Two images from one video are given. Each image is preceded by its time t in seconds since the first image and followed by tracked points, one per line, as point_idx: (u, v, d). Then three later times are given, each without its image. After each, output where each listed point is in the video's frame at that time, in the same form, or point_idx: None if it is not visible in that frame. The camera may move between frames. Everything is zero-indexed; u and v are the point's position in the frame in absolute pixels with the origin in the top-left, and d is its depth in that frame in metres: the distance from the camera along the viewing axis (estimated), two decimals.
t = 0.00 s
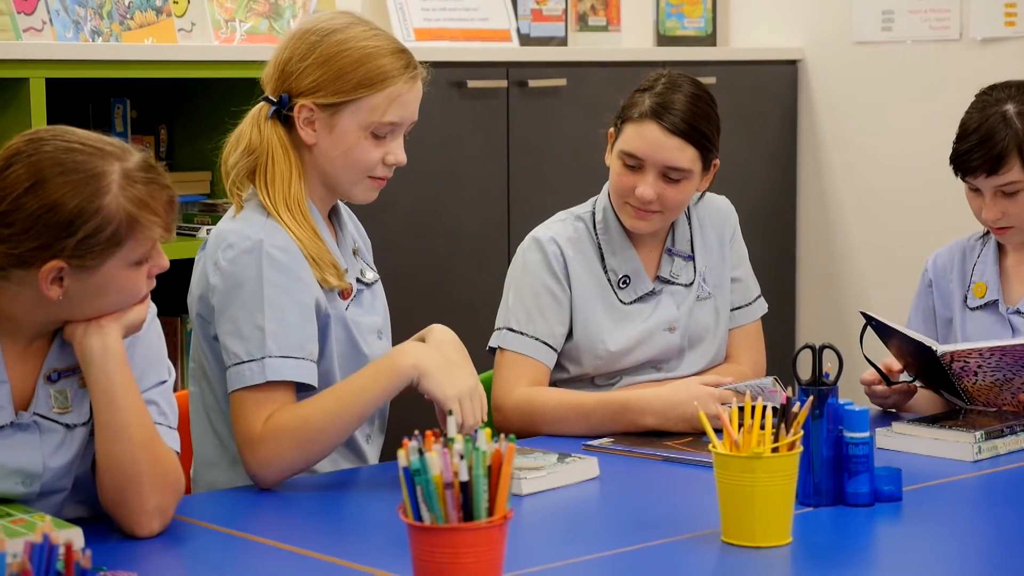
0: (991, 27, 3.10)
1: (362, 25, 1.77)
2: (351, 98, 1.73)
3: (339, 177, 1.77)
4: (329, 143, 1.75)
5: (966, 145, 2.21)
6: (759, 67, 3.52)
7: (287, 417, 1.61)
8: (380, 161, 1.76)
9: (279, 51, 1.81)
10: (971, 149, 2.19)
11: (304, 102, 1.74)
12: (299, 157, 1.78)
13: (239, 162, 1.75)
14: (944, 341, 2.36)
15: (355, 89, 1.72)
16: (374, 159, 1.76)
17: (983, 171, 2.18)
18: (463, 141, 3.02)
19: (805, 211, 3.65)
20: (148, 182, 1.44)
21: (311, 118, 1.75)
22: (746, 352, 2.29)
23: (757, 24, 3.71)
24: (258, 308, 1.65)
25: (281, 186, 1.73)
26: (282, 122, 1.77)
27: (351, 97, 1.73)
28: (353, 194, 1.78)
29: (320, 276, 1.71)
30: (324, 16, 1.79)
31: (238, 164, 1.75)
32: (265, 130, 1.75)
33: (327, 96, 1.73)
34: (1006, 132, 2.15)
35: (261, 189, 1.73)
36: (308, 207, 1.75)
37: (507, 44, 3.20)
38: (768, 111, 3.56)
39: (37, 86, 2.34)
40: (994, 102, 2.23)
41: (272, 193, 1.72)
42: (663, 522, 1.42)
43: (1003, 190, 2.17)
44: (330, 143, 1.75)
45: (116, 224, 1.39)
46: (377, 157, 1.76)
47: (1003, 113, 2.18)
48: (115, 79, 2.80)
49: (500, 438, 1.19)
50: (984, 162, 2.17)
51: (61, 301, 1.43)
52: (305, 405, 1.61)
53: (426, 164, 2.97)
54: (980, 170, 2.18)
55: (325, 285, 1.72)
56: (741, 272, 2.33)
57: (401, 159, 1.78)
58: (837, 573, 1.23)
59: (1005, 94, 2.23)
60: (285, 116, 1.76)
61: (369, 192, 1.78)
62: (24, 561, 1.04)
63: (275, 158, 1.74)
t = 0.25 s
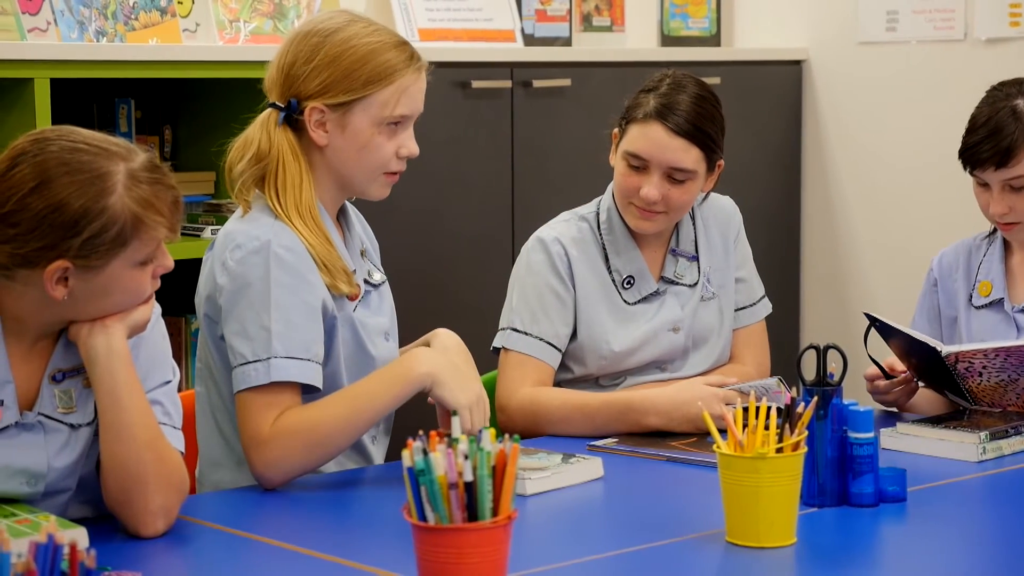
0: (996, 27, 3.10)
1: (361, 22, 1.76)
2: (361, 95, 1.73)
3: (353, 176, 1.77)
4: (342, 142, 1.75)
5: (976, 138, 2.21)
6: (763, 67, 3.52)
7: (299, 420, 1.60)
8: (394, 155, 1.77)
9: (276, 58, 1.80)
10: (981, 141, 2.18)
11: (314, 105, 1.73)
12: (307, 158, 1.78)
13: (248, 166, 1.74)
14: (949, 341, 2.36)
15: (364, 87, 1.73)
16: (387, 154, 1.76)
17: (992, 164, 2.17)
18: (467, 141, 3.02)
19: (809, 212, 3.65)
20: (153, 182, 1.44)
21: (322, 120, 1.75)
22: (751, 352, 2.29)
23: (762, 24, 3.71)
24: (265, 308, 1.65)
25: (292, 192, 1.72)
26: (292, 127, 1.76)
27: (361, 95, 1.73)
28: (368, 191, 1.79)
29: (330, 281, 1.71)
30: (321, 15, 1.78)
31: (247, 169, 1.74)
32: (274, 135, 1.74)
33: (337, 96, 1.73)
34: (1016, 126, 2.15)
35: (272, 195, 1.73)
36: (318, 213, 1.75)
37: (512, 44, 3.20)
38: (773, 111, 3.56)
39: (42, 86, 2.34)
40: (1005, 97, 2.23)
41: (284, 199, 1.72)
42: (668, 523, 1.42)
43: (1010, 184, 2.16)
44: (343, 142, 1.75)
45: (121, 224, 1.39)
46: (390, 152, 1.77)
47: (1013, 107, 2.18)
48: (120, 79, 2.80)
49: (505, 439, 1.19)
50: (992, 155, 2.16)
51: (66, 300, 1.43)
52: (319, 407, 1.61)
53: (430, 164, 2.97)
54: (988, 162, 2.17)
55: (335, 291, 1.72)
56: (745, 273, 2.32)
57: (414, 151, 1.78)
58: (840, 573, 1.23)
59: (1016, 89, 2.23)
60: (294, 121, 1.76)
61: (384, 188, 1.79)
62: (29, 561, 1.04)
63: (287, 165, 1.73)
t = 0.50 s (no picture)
0: (1002, 27, 3.10)
1: (359, 20, 1.76)
2: (371, 92, 1.73)
3: (366, 172, 1.77)
4: (356, 139, 1.75)
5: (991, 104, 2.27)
6: (769, 67, 3.52)
7: (313, 420, 1.60)
8: (406, 148, 1.78)
9: (274, 66, 1.80)
10: (993, 107, 2.24)
11: (325, 107, 1.73)
12: (316, 158, 1.78)
13: (260, 171, 1.73)
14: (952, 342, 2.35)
15: (373, 84, 1.73)
16: (401, 147, 1.77)
17: (999, 131, 2.23)
18: (473, 141, 3.02)
19: (815, 212, 3.65)
20: (159, 183, 1.44)
21: (334, 121, 1.75)
22: (757, 352, 2.29)
23: (767, 24, 3.71)
24: (273, 309, 1.65)
25: (306, 198, 1.72)
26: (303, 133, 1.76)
27: (372, 92, 1.73)
28: (382, 186, 1.79)
29: (340, 291, 1.72)
30: (317, 16, 1.78)
31: (258, 175, 1.73)
32: (287, 141, 1.73)
33: (347, 96, 1.73)
34: None
35: (286, 202, 1.72)
36: (330, 218, 1.75)
37: (518, 44, 3.20)
38: (779, 111, 3.56)
39: (48, 86, 2.34)
40: None
41: (299, 207, 1.72)
42: (673, 523, 1.42)
43: (1013, 155, 2.23)
44: (356, 139, 1.75)
45: (128, 224, 1.39)
46: (403, 145, 1.77)
47: None
48: (126, 79, 2.80)
49: (510, 439, 1.19)
50: (1000, 122, 2.22)
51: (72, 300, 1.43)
52: (335, 409, 1.62)
53: (436, 164, 2.97)
54: (997, 129, 2.23)
55: (346, 301, 1.73)
56: (751, 273, 2.33)
57: (424, 142, 1.80)
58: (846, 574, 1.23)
59: None
60: (305, 126, 1.76)
61: (398, 182, 1.79)
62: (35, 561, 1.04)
63: (300, 171, 1.73)
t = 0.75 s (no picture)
0: (1008, 27, 3.09)
1: (363, 20, 1.76)
2: (378, 92, 1.73)
3: (373, 171, 1.78)
4: (362, 140, 1.75)
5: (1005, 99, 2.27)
6: (776, 67, 3.52)
7: (321, 420, 1.60)
8: (413, 146, 1.78)
9: (280, 66, 1.80)
10: (1006, 100, 2.25)
11: (331, 108, 1.73)
12: (325, 159, 1.78)
13: (266, 173, 1.73)
14: (959, 338, 2.36)
15: (380, 83, 1.73)
16: (407, 146, 1.78)
17: (1011, 124, 2.23)
18: (480, 141, 3.03)
19: (822, 212, 3.65)
20: (166, 182, 1.45)
21: (341, 121, 1.75)
22: (764, 353, 2.29)
23: (774, 24, 3.71)
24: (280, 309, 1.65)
25: (315, 200, 1.72)
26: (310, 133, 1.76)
27: (378, 92, 1.73)
28: (389, 185, 1.79)
29: (347, 291, 1.72)
30: (321, 16, 1.77)
31: (267, 177, 1.73)
32: (294, 142, 1.73)
33: (354, 95, 1.73)
34: None
35: (294, 204, 1.72)
36: (338, 220, 1.75)
37: (524, 44, 3.20)
38: (785, 111, 3.56)
39: (55, 86, 2.34)
40: None
41: (307, 208, 1.72)
42: (679, 523, 1.42)
43: None
44: (363, 139, 1.75)
45: (134, 224, 1.39)
46: (410, 144, 1.78)
47: None
48: (132, 79, 2.81)
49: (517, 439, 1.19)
50: (1013, 115, 2.23)
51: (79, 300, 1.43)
52: (344, 409, 1.62)
53: (442, 164, 2.97)
54: (1009, 121, 2.24)
55: (352, 302, 1.73)
56: (758, 273, 2.32)
57: (431, 140, 1.80)
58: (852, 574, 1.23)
59: None
60: (313, 128, 1.76)
61: (405, 181, 1.80)
62: (42, 560, 1.04)
63: (309, 172, 1.73)
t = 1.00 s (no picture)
0: (1015, 27, 3.09)
1: (368, 19, 1.76)
2: (383, 91, 1.73)
3: (380, 171, 1.78)
4: (369, 139, 1.75)
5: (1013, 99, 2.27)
6: (782, 67, 3.52)
7: (328, 420, 1.60)
8: (419, 145, 1.78)
9: (286, 66, 1.80)
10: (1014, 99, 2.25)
11: (337, 108, 1.74)
12: (332, 158, 1.78)
13: (273, 173, 1.74)
14: (966, 338, 2.36)
15: (385, 82, 1.73)
16: (414, 145, 1.77)
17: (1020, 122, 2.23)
18: (486, 141, 3.03)
19: (828, 212, 3.64)
20: (173, 179, 1.45)
21: (347, 121, 1.75)
22: (770, 353, 2.29)
23: (780, 23, 3.70)
24: (286, 309, 1.65)
25: (322, 200, 1.72)
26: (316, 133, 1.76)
27: (383, 91, 1.73)
28: (396, 184, 1.79)
29: (353, 291, 1.72)
30: (326, 16, 1.78)
31: (274, 177, 1.74)
32: (300, 142, 1.74)
33: (359, 96, 1.73)
34: None
35: (300, 205, 1.72)
36: (344, 220, 1.75)
37: (530, 44, 3.20)
38: (792, 111, 3.55)
39: (62, 86, 2.34)
40: None
41: (314, 208, 1.72)
42: (686, 523, 1.42)
43: None
44: (370, 139, 1.75)
45: (144, 223, 1.40)
46: (416, 143, 1.78)
47: None
48: (139, 79, 2.81)
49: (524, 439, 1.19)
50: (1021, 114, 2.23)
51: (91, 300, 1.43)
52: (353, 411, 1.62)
53: (448, 164, 2.97)
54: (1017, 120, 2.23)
55: (358, 302, 1.73)
56: (764, 273, 2.32)
57: (437, 139, 1.80)
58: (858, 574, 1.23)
59: None
60: (319, 128, 1.76)
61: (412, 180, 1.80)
62: (49, 560, 1.04)
63: (315, 172, 1.73)
